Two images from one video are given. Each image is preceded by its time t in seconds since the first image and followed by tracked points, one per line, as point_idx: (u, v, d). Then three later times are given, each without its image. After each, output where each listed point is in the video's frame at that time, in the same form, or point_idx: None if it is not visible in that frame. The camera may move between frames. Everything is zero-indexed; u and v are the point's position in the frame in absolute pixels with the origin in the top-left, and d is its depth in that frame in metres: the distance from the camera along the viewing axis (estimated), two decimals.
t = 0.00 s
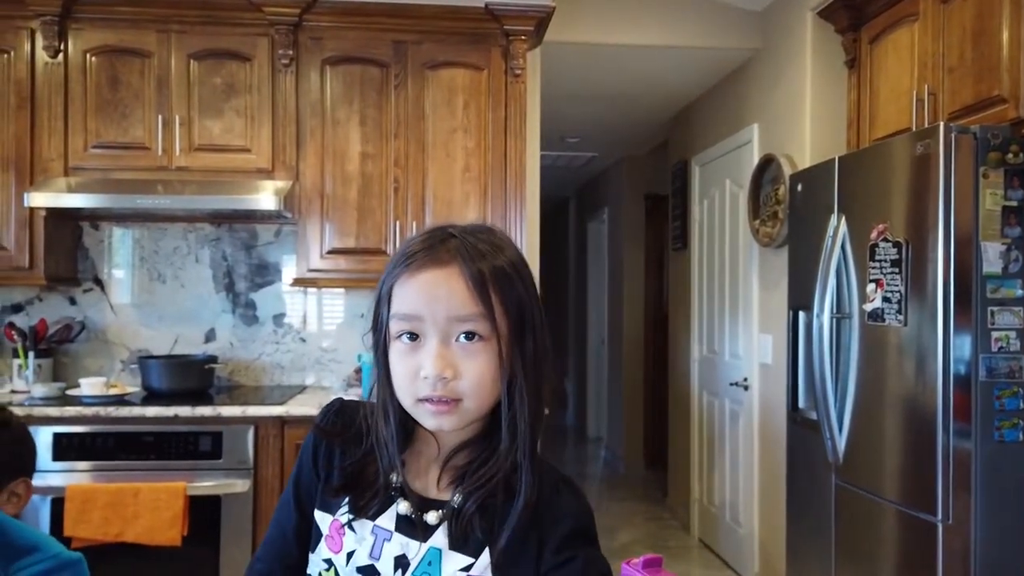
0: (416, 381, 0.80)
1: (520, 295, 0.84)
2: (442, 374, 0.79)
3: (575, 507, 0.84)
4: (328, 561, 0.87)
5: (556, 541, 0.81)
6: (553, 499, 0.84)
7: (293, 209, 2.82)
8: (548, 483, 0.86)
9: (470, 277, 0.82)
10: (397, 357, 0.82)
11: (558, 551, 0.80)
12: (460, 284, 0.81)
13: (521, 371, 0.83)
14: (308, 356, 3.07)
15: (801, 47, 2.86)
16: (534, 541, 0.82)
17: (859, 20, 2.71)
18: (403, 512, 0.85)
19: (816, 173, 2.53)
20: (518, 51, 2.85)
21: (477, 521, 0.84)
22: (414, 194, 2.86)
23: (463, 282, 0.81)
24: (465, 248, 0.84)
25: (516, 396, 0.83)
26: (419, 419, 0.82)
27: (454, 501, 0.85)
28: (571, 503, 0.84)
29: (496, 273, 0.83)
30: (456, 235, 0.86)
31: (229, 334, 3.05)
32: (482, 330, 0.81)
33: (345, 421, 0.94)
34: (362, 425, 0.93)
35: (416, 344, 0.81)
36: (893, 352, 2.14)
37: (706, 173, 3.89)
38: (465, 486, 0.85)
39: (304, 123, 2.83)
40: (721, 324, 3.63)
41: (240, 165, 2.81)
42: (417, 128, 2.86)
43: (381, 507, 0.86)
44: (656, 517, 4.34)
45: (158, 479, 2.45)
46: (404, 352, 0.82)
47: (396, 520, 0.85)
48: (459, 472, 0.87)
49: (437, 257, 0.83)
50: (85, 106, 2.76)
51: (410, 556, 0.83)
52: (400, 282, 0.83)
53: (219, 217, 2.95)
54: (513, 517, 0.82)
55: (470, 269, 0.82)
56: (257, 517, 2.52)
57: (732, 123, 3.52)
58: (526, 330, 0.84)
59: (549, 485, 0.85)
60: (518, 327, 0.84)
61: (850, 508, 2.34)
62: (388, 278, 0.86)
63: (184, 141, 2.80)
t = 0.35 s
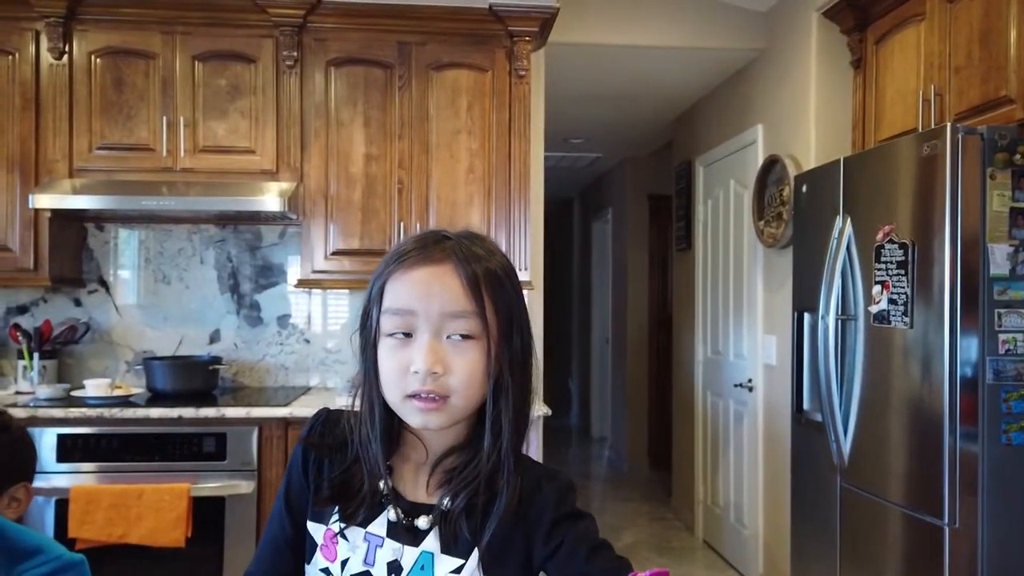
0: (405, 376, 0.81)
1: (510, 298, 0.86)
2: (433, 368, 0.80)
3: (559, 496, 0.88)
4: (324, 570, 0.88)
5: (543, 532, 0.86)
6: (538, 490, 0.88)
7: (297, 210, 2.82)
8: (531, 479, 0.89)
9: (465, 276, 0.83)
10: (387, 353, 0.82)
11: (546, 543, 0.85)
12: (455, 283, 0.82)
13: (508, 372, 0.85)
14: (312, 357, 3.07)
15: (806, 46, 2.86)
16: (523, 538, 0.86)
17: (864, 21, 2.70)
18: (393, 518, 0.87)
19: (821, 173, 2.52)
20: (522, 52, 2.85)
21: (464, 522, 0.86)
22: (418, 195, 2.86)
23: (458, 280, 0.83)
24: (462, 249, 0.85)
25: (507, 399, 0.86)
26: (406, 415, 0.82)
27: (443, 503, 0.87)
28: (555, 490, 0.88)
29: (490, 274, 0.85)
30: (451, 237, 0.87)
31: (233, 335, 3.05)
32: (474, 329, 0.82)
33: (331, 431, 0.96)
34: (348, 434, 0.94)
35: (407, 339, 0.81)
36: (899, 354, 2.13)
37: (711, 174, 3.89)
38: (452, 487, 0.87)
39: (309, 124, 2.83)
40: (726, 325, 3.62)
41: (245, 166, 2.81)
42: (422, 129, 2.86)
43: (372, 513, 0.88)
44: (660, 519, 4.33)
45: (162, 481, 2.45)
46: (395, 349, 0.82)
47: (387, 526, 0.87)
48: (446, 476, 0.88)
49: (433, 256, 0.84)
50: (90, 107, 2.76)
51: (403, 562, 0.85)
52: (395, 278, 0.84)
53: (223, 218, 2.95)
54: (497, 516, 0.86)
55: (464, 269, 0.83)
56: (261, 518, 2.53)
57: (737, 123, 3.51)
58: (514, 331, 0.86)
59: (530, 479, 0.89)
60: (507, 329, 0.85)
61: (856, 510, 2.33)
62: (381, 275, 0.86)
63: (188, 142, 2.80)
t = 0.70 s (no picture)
0: (419, 375, 0.80)
1: (522, 302, 0.86)
2: (449, 369, 0.79)
3: (548, 492, 0.88)
4: None
5: (530, 532, 0.85)
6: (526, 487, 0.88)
7: (299, 210, 2.82)
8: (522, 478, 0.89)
9: (483, 278, 0.83)
10: (400, 352, 0.82)
11: (533, 543, 0.85)
12: (473, 285, 0.82)
13: (517, 377, 0.85)
14: (314, 357, 3.07)
15: (809, 46, 2.85)
16: (512, 540, 0.86)
17: (868, 20, 2.69)
18: (393, 521, 0.87)
19: (825, 173, 2.51)
20: (525, 52, 2.84)
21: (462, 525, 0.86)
22: (421, 196, 2.85)
23: (476, 281, 0.83)
24: (479, 251, 0.85)
25: (512, 405, 0.87)
26: (416, 414, 0.81)
27: (440, 506, 0.87)
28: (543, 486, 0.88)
29: (505, 277, 0.85)
30: (468, 241, 0.87)
31: (236, 335, 3.05)
32: (489, 332, 0.82)
33: (329, 437, 0.95)
34: (344, 439, 0.94)
35: (422, 338, 0.81)
36: (903, 355, 2.12)
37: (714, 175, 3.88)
38: (450, 490, 0.87)
39: (311, 124, 2.83)
40: (729, 326, 3.61)
41: (247, 166, 2.80)
42: (424, 129, 2.85)
43: (371, 518, 0.87)
44: (663, 520, 4.32)
45: (164, 481, 2.44)
46: (408, 347, 0.81)
47: (387, 530, 0.86)
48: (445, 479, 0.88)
49: (451, 256, 0.84)
50: (92, 108, 2.76)
51: (402, 566, 0.85)
52: (412, 277, 0.84)
53: (226, 218, 2.95)
54: (490, 516, 0.85)
55: (482, 272, 0.84)
56: (262, 519, 2.52)
57: (740, 124, 3.50)
58: (525, 335, 0.86)
59: (519, 475, 0.89)
60: (518, 333, 0.85)
61: (860, 512, 2.32)
62: (395, 273, 0.86)
63: (191, 143, 2.79)
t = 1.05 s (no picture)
0: (418, 380, 0.80)
1: (526, 310, 0.86)
2: (449, 375, 0.79)
3: (546, 497, 0.88)
4: None
5: (530, 541, 0.85)
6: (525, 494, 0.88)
7: (302, 211, 2.81)
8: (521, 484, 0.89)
9: (489, 284, 0.83)
10: (401, 355, 0.81)
11: (533, 552, 0.85)
12: (478, 291, 0.82)
13: (515, 385, 0.85)
14: (316, 358, 3.07)
15: (812, 47, 2.84)
16: (512, 548, 0.86)
17: (871, 21, 2.68)
18: (389, 529, 0.86)
19: (828, 175, 2.51)
20: (527, 54, 2.84)
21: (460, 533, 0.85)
22: (423, 197, 2.85)
23: (481, 288, 0.82)
24: (485, 258, 0.85)
25: (514, 413, 0.87)
26: (413, 420, 0.81)
27: (438, 512, 0.86)
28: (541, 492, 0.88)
29: (510, 285, 0.85)
30: (475, 246, 0.87)
31: (238, 336, 3.05)
32: (491, 339, 0.82)
33: (324, 444, 0.96)
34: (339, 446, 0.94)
35: (423, 343, 0.81)
36: (906, 357, 2.12)
37: (716, 176, 3.88)
38: (448, 497, 0.87)
39: (314, 126, 2.83)
40: (732, 328, 3.61)
41: (249, 168, 2.80)
42: (426, 131, 2.85)
43: (367, 525, 0.87)
44: (665, 521, 4.31)
45: (166, 483, 2.44)
46: (409, 351, 0.81)
47: (382, 538, 0.86)
48: (443, 486, 0.88)
49: (457, 261, 0.84)
50: (95, 110, 2.76)
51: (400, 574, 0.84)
52: (416, 280, 0.83)
53: (228, 220, 2.95)
54: (490, 525, 0.85)
55: (487, 278, 0.83)
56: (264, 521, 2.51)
57: (743, 125, 3.50)
58: (527, 342, 0.86)
59: (519, 482, 0.89)
60: (520, 341, 0.85)
61: (864, 514, 2.32)
62: (399, 275, 0.85)
63: (193, 144, 2.79)
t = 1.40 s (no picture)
0: (405, 372, 0.80)
1: (527, 312, 0.86)
2: (437, 371, 0.79)
3: (552, 484, 0.88)
4: None
5: (541, 533, 0.85)
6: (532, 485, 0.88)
7: (309, 212, 2.82)
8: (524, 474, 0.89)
9: (490, 283, 0.83)
10: (393, 344, 0.82)
11: (546, 544, 0.85)
12: (477, 288, 0.82)
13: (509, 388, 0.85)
14: (323, 358, 3.07)
15: (819, 48, 2.84)
16: (521, 541, 0.86)
17: (878, 21, 2.68)
18: (389, 531, 0.86)
19: (836, 175, 2.50)
20: (534, 54, 2.83)
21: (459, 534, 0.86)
22: (429, 198, 2.85)
23: (481, 286, 0.82)
24: (491, 256, 0.85)
25: (510, 408, 0.87)
26: (396, 411, 0.81)
27: (437, 512, 0.86)
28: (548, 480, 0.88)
29: (512, 286, 0.84)
30: (483, 244, 0.87)
31: (245, 337, 3.05)
32: (485, 339, 0.82)
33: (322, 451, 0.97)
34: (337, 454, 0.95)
35: (416, 334, 0.81)
36: (915, 358, 2.11)
37: (722, 176, 3.87)
38: (446, 497, 0.87)
39: (320, 127, 2.83)
40: (738, 329, 3.60)
41: (257, 169, 2.81)
42: (433, 132, 2.85)
43: (367, 529, 0.87)
44: (670, 522, 4.30)
45: (173, 484, 2.45)
46: (401, 341, 0.81)
47: (384, 541, 0.86)
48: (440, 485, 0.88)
49: (460, 256, 0.84)
50: (102, 110, 2.76)
51: None
52: (416, 271, 0.84)
53: (235, 220, 2.95)
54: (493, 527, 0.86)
55: (490, 277, 0.83)
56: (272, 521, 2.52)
57: (750, 125, 3.49)
58: (525, 343, 0.86)
59: (522, 472, 0.89)
60: (516, 343, 0.85)
61: (872, 516, 2.31)
62: (401, 263, 0.86)
63: (200, 145, 2.80)
